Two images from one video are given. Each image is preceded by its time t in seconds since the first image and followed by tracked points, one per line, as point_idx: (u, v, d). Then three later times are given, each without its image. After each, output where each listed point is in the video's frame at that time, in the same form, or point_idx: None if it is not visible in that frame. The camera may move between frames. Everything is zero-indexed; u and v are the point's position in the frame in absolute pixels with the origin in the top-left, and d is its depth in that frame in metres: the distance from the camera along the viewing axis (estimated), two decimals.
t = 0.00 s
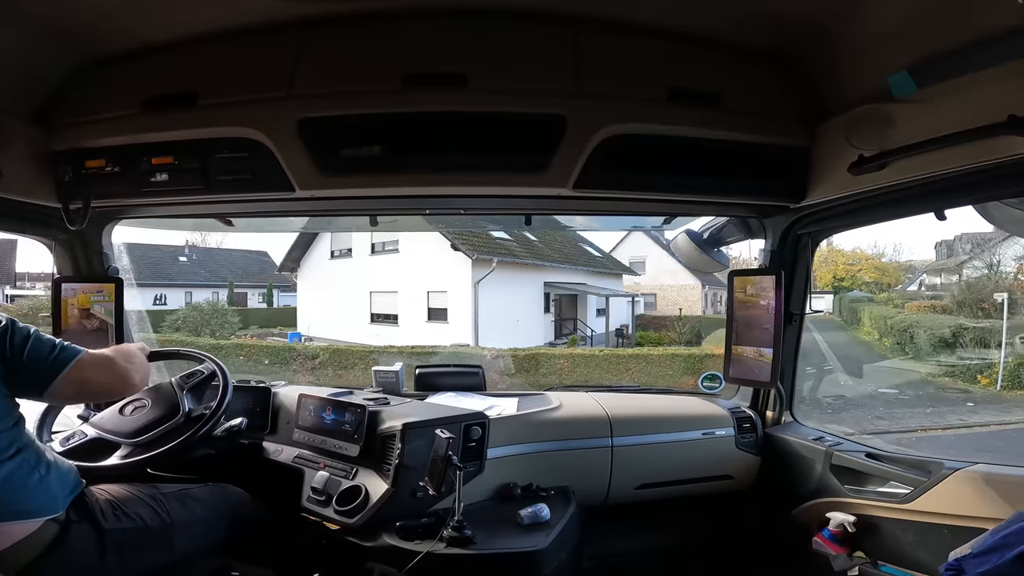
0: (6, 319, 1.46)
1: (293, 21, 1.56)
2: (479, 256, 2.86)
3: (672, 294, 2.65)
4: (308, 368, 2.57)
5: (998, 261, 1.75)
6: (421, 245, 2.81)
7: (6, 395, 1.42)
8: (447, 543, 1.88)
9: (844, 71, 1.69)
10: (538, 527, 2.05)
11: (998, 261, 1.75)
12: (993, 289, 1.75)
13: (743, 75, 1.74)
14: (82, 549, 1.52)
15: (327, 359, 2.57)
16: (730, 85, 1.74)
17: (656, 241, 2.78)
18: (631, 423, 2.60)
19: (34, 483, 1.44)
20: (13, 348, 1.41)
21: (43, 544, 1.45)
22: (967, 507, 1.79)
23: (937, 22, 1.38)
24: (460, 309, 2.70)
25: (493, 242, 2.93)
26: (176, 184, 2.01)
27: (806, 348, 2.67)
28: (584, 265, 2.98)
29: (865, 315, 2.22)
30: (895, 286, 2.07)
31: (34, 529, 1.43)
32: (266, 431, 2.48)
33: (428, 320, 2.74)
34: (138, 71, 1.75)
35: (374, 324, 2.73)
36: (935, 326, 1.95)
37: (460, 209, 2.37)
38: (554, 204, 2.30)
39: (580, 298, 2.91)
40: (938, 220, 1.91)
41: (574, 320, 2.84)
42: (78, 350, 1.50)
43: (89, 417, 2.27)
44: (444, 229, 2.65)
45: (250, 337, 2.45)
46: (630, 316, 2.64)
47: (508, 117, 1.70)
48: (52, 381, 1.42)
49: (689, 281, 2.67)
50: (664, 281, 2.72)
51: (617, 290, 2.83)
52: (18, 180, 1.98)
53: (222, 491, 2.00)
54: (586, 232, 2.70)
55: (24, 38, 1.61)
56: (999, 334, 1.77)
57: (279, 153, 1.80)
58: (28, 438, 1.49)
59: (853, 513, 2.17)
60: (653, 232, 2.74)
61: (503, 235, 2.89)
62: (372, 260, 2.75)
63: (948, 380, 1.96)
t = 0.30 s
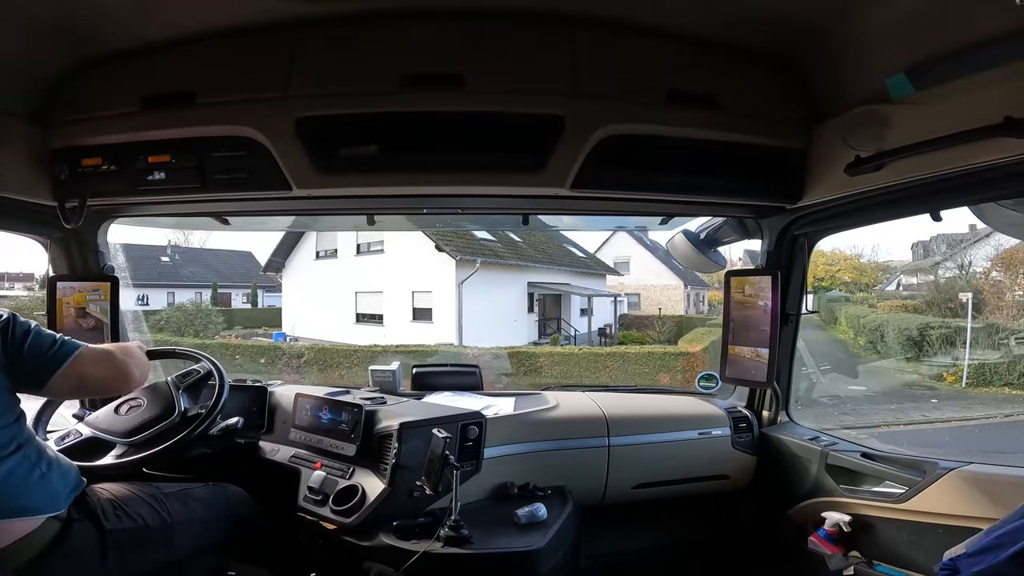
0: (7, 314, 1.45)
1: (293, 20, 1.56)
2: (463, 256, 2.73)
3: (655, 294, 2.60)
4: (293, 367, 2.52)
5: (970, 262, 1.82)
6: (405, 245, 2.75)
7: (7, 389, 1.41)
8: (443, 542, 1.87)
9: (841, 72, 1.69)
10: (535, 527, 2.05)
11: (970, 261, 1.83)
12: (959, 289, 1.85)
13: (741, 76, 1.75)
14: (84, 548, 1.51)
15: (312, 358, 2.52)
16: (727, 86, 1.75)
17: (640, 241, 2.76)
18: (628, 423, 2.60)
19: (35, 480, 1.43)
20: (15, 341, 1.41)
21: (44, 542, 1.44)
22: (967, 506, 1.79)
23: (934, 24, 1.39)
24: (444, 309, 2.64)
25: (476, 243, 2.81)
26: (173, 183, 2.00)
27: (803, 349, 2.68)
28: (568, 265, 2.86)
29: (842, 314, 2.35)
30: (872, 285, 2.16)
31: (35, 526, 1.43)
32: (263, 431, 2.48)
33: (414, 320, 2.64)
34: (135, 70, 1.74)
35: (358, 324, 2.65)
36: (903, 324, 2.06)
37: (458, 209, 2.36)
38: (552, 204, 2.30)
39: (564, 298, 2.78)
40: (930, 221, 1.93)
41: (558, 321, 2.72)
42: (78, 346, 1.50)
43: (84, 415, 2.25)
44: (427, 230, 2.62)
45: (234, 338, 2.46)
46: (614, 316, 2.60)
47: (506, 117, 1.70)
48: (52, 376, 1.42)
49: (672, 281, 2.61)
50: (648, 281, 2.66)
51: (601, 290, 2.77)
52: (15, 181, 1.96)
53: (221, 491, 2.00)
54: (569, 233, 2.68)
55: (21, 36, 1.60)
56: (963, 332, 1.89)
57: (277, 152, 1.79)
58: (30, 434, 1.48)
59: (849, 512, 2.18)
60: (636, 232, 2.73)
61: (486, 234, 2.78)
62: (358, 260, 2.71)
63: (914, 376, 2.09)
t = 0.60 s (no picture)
0: (8, 324, 1.43)
1: (291, 21, 1.56)
2: (450, 257, 2.66)
3: (641, 294, 2.51)
4: (279, 365, 2.51)
5: (944, 265, 1.89)
6: (392, 244, 2.73)
7: (7, 400, 1.40)
8: (443, 543, 1.87)
9: (837, 72, 1.70)
10: (534, 527, 2.05)
11: (945, 264, 1.90)
12: (928, 291, 1.94)
13: (737, 76, 1.75)
14: (79, 555, 1.50)
15: (299, 357, 2.50)
16: (724, 85, 1.75)
17: (625, 242, 2.71)
18: (626, 423, 2.60)
19: (32, 490, 1.43)
20: (18, 353, 1.40)
21: (37, 554, 1.42)
22: (965, 504, 1.78)
23: (930, 23, 1.39)
24: (432, 309, 2.58)
25: (463, 244, 2.75)
26: (169, 184, 1.99)
27: (800, 347, 2.66)
28: (554, 265, 2.74)
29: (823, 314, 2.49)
30: (852, 287, 2.27)
31: (30, 538, 1.41)
32: (261, 433, 2.46)
33: (400, 319, 2.59)
34: (131, 71, 1.74)
35: (346, 323, 2.60)
36: (874, 325, 2.17)
37: (456, 209, 2.36)
38: (549, 204, 2.29)
39: (549, 299, 2.67)
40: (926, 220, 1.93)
41: (544, 321, 2.68)
42: (80, 355, 1.48)
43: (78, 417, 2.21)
44: (413, 230, 2.63)
45: (221, 335, 2.42)
46: (598, 316, 2.53)
47: (503, 118, 1.70)
48: (54, 389, 1.40)
49: (658, 281, 2.51)
50: (634, 281, 2.56)
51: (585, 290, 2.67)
52: (11, 184, 1.95)
53: (220, 494, 2.00)
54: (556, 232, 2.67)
55: (15, 37, 1.60)
56: (933, 334, 1.98)
57: (274, 153, 1.79)
58: (27, 443, 1.48)
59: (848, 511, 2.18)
60: (622, 233, 2.72)
61: (473, 234, 2.72)
62: (344, 260, 2.73)
63: (886, 376, 2.20)
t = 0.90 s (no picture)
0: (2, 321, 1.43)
1: (289, 21, 1.56)
2: (438, 257, 2.79)
3: (627, 295, 2.57)
4: (268, 363, 2.55)
5: (920, 267, 1.92)
6: (382, 245, 2.75)
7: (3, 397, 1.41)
8: (443, 543, 1.87)
9: (834, 71, 1.70)
10: (534, 527, 2.05)
11: (921, 266, 1.92)
12: (902, 292, 1.99)
13: (735, 75, 1.75)
14: (72, 552, 1.50)
15: (287, 356, 2.55)
16: (721, 84, 1.75)
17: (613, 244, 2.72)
18: (625, 422, 2.60)
19: (27, 486, 1.44)
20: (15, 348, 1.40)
21: (31, 551, 1.42)
22: (965, 501, 1.78)
23: (928, 22, 1.39)
24: (419, 309, 2.68)
25: (450, 244, 2.89)
26: (166, 185, 1.99)
27: (797, 349, 2.66)
28: (541, 266, 2.87)
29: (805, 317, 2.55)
30: (835, 287, 2.33)
31: (25, 535, 1.42)
32: (259, 433, 2.46)
33: (388, 318, 2.70)
34: (128, 71, 1.73)
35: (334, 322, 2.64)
36: (849, 326, 2.22)
37: (455, 209, 2.36)
38: (547, 203, 2.29)
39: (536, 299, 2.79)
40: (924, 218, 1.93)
41: (530, 321, 2.71)
42: (75, 352, 1.48)
43: (77, 417, 2.22)
44: (401, 231, 2.63)
45: (208, 333, 2.40)
46: (585, 316, 2.54)
47: (501, 117, 1.69)
48: (49, 385, 1.40)
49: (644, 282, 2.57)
50: (620, 282, 2.61)
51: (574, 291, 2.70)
52: (6, 184, 1.94)
53: (214, 494, 1.99)
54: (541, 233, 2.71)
55: (12, 38, 1.59)
56: (904, 334, 2.04)
57: (271, 153, 1.78)
58: (24, 440, 1.49)
59: (846, 509, 2.19)
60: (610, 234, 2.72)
61: (461, 237, 2.86)
62: (333, 260, 2.73)
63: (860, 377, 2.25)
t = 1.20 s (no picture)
0: None
1: (289, 20, 1.57)
2: (423, 257, 2.70)
3: (614, 294, 2.55)
4: (254, 363, 2.56)
5: (897, 267, 2.02)
6: (370, 244, 2.76)
7: None
8: (439, 543, 1.86)
9: (834, 74, 1.70)
10: (531, 528, 2.05)
11: (898, 265, 2.02)
12: (874, 291, 2.09)
13: (735, 77, 1.75)
14: (72, 548, 1.50)
15: (274, 355, 2.52)
16: (721, 86, 1.75)
17: (599, 243, 2.70)
18: (623, 424, 2.60)
19: (24, 478, 1.44)
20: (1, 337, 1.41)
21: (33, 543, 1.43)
22: (965, 505, 1.77)
23: (927, 24, 1.40)
24: (404, 308, 2.57)
25: (436, 245, 2.82)
26: (167, 183, 1.99)
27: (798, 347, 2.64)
28: (525, 266, 2.79)
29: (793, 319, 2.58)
30: (819, 286, 2.47)
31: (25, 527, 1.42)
32: (257, 432, 2.46)
33: (374, 318, 2.60)
34: (129, 69, 1.74)
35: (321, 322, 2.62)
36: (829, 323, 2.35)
37: (455, 209, 2.36)
38: (547, 204, 2.29)
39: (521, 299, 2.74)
40: (924, 221, 1.93)
41: (516, 320, 2.75)
42: (61, 343, 1.48)
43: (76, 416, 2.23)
44: (387, 231, 2.66)
45: (194, 333, 2.41)
46: (570, 316, 2.56)
47: (501, 117, 1.69)
48: (34, 372, 1.41)
49: (629, 281, 2.56)
50: (606, 281, 2.60)
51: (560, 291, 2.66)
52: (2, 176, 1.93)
53: (215, 491, 1.99)
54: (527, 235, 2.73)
55: (14, 35, 1.60)
56: (876, 331, 2.14)
57: (271, 152, 1.78)
58: (20, 434, 1.50)
59: (843, 512, 2.19)
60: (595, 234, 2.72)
61: (446, 236, 2.80)
62: (320, 261, 2.73)
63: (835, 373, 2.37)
